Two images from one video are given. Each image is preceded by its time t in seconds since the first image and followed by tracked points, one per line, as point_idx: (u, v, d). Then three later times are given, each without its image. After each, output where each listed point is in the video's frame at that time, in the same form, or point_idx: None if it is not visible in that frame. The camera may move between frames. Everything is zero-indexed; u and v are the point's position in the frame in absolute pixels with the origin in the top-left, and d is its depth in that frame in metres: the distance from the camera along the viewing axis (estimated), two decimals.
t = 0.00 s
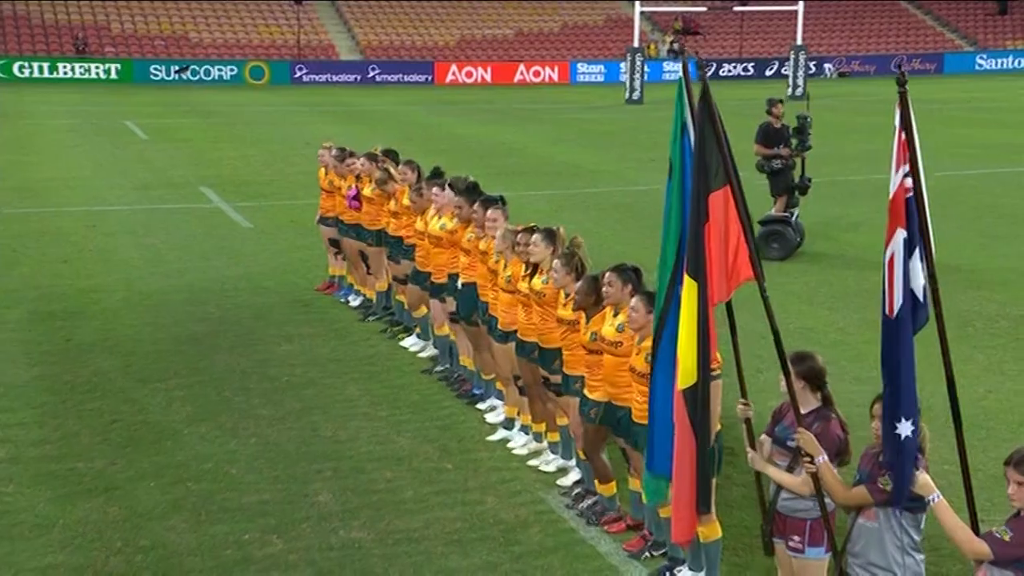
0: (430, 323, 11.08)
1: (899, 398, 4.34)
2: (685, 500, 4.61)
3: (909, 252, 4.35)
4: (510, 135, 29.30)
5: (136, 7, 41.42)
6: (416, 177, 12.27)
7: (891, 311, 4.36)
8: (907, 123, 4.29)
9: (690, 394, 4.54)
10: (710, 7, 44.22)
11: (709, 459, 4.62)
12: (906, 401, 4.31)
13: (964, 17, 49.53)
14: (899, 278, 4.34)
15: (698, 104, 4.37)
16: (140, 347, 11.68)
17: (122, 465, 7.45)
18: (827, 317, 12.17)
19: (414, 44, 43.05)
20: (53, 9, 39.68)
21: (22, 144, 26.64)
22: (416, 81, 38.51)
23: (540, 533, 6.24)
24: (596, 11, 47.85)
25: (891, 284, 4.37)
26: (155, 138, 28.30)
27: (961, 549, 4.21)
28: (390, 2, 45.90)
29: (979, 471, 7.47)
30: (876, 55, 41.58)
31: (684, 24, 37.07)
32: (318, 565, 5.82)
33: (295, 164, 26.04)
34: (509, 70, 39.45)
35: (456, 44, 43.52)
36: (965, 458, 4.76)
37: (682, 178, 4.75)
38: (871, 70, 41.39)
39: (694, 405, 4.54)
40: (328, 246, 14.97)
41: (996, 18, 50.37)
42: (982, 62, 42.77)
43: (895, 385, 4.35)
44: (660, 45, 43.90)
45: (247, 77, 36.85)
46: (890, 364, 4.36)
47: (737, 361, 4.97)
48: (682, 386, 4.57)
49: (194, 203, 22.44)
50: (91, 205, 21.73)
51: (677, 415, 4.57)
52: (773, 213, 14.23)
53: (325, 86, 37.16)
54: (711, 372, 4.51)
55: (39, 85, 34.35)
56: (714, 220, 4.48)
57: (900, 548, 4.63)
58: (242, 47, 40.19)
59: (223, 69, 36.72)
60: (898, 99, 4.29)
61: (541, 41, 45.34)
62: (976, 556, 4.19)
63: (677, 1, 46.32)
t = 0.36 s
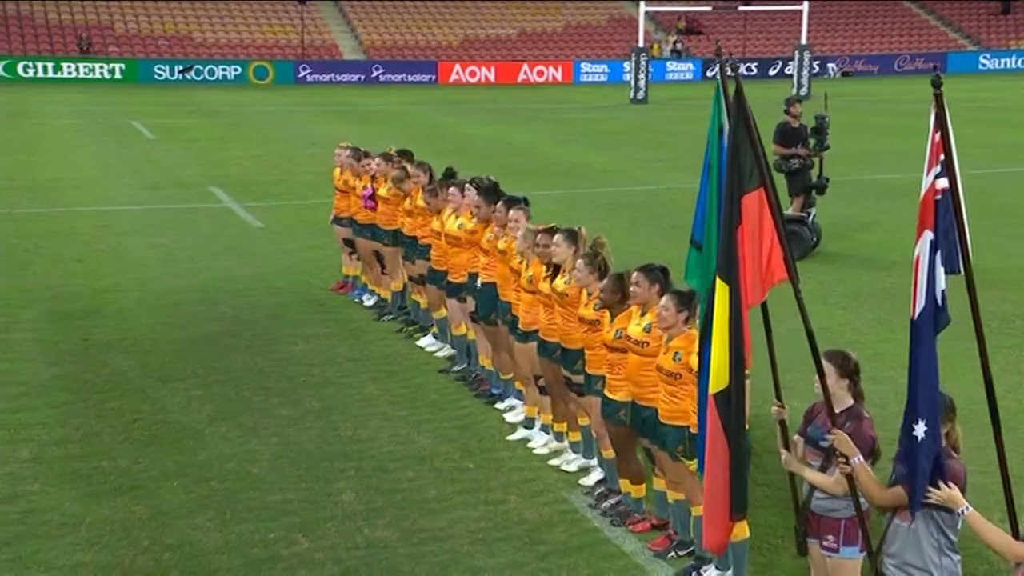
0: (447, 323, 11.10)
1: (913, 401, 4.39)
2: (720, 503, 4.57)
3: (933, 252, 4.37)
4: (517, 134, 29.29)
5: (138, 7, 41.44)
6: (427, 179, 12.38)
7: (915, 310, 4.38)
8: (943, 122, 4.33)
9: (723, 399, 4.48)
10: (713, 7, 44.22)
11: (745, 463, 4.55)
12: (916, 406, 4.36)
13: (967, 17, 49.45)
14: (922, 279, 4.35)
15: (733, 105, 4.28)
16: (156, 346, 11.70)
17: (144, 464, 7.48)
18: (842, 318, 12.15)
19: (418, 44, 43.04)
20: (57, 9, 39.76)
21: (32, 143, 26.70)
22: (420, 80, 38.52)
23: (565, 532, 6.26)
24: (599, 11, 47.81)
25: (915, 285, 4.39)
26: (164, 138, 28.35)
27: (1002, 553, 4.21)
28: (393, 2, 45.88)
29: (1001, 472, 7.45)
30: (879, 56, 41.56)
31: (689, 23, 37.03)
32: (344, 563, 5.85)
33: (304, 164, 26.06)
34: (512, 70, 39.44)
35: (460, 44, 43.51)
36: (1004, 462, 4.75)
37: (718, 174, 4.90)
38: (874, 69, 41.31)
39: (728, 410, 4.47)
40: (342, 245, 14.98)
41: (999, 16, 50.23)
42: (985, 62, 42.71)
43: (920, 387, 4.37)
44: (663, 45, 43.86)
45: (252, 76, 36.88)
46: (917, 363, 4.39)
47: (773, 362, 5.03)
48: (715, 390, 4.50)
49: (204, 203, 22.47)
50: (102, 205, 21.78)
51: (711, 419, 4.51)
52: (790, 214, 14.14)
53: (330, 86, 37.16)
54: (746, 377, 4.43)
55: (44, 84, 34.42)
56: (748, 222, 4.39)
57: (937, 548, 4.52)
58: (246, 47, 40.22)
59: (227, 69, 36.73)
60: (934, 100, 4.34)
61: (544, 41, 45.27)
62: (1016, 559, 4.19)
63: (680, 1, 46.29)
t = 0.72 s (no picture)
0: (462, 322, 11.10)
1: (960, 400, 4.46)
2: (745, 509, 4.43)
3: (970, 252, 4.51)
4: (522, 134, 29.25)
5: (139, 7, 41.43)
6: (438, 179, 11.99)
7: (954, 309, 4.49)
8: (980, 124, 4.53)
9: (752, 402, 4.34)
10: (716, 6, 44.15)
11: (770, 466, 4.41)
12: (965, 406, 4.42)
13: (969, 17, 49.35)
14: (961, 278, 4.49)
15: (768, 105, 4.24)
16: (170, 346, 11.74)
17: (164, 464, 7.51)
18: (855, 318, 12.13)
19: (420, 44, 43.00)
20: (59, 9, 39.80)
21: (39, 143, 26.73)
22: (422, 80, 38.50)
23: (587, 532, 6.27)
24: (600, 12, 47.77)
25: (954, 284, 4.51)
26: (169, 138, 28.37)
27: None
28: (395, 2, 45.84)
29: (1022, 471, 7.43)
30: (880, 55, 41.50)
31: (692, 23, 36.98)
32: (368, 562, 5.87)
33: (310, 164, 26.06)
34: (514, 70, 39.40)
35: (462, 44, 43.46)
36: None
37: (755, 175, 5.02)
38: (876, 69, 41.23)
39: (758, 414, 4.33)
40: (353, 245, 14.98)
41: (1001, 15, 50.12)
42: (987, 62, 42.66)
43: (958, 385, 4.46)
44: (665, 45, 43.79)
45: (253, 76, 36.87)
46: (954, 361, 4.47)
47: (808, 365, 5.21)
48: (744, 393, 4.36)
49: (212, 203, 22.47)
50: (110, 205, 21.81)
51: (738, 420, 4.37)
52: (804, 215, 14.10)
53: (333, 86, 37.13)
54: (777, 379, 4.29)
55: (46, 84, 34.46)
56: (779, 221, 4.31)
57: (970, 548, 4.65)
58: (247, 46, 40.19)
59: (230, 69, 36.71)
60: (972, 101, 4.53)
61: (546, 41, 45.17)
62: None
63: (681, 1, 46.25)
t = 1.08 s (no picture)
0: (466, 322, 11.07)
1: (997, 394, 4.32)
2: (765, 513, 4.35)
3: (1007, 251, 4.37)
4: (518, 134, 29.24)
5: (131, 7, 41.38)
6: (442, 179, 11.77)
7: (990, 308, 4.33)
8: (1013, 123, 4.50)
9: (773, 404, 4.28)
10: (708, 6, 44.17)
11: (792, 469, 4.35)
12: (1005, 402, 4.29)
13: (961, 17, 49.39)
14: (998, 276, 4.34)
15: (789, 105, 4.24)
16: (173, 346, 11.74)
17: (174, 464, 7.51)
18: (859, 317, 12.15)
19: (413, 43, 42.97)
20: (51, 9, 39.74)
21: (36, 143, 26.71)
22: (415, 80, 38.49)
23: (599, 532, 6.28)
24: (592, 12, 47.79)
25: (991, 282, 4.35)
26: (164, 138, 28.35)
27: None
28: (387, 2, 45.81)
29: None
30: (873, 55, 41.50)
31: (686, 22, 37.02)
32: (382, 562, 5.86)
33: (308, 164, 26.05)
34: (507, 70, 39.43)
35: (455, 44, 43.40)
36: None
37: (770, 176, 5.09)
38: (868, 69, 41.24)
39: (778, 415, 4.28)
40: (355, 245, 14.97)
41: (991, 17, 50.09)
42: (978, 62, 42.73)
43: (997, 381, 4.30)
44: (657, 45, 43.83)
45: (246, 76, 36.84)
46: (991, 361, 4.31)
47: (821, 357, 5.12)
48: (764, 395, 4.30)
49: (210, 203, 22.46)
50: (108, 205, 21.79)
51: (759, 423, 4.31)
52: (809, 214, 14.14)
53: (327, 86, 37.10)
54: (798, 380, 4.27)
55: (39, 84, 34.40)
56: (803, 221, 4.30)
57: (994, 547, 4.55)
58: (240, 46, 40.09)
59: (222, 69, 36.66)
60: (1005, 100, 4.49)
61: (539, 41, 45.14)
62: None
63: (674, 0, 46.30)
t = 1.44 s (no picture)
0: (466, 323, 11.03)
1: (1014, 398, 4.20)
2: (782, 515, 4.40)
3: None
4: (509, 134, 29.25)
5: (117, 7, 41.26)
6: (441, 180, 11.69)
7: (1012, 310, 4.12)
8: None
9: (788, 405, 4.32)
10: (694, 6, 44.15)
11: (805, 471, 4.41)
12: None
13: (945, 19, 49.47)
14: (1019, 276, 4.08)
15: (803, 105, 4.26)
16: (171, 347, 11.73)
17: (177, 465, 7.49)
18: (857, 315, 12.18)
19: (399, 44, 42.89)
20: (34, 8, 39.57)
21: (26, 144, 26.64)
22: (401, 80, 38.47)
23: (605, 532, 6.28)
24: (579, 12, 47.76)
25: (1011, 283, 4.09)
26: (152, 138, 28.27)
27: None
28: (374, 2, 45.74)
29: None
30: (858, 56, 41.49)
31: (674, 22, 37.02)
32: (390, 564, 5.85)
33: (299, 165, 26.03)
34: (494, 70, 39.43)
35: (441, 43, 43.36)
36: None
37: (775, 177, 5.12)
38: (853, 69, 41.25)
39: (793, 416, 4.32)
40: (351, 245, 14.94)
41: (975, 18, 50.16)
42: (963, 62, 42.77)
43: (1013, 384, 4.19)
44: (644, 45, 43.82)
45: (231, 76, 36.77)
46: (1008, 364, 4.17)
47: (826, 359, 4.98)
48: (779, 396, 4.34)
49: (202, 203, 22.42)
50: (99, 205, 21.74)
51: (773, 425, 4.34)
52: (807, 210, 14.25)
53: (315, 86, 37.05)
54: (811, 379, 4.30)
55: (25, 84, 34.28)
56: (817, 222, 4.33)
57: (1010, 547, 4.55)
58: (225, 46, 39.95)
59: (208, 69, 36.58)
60: None
61: (525, 41, 45.09)
62: None
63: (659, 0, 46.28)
